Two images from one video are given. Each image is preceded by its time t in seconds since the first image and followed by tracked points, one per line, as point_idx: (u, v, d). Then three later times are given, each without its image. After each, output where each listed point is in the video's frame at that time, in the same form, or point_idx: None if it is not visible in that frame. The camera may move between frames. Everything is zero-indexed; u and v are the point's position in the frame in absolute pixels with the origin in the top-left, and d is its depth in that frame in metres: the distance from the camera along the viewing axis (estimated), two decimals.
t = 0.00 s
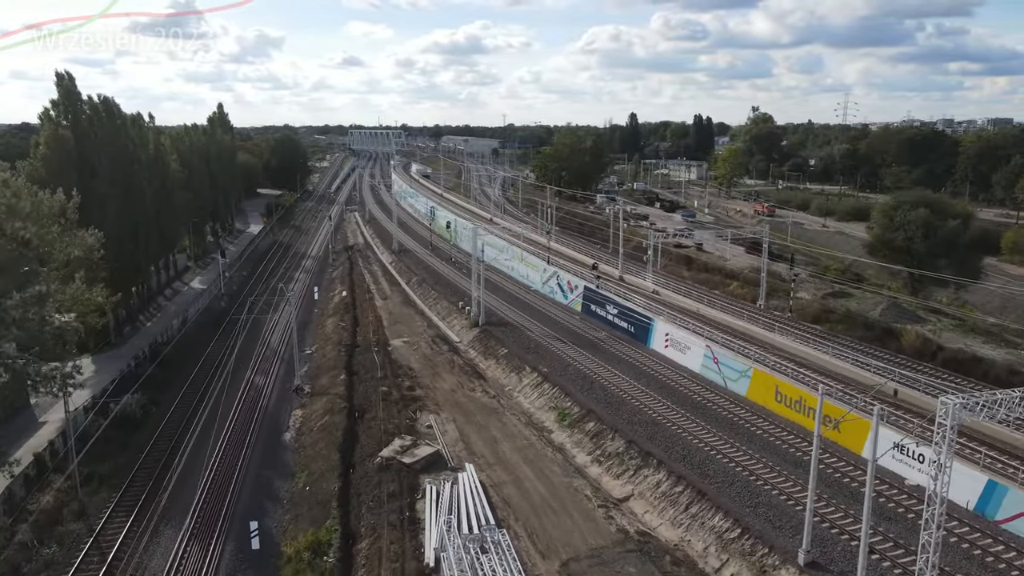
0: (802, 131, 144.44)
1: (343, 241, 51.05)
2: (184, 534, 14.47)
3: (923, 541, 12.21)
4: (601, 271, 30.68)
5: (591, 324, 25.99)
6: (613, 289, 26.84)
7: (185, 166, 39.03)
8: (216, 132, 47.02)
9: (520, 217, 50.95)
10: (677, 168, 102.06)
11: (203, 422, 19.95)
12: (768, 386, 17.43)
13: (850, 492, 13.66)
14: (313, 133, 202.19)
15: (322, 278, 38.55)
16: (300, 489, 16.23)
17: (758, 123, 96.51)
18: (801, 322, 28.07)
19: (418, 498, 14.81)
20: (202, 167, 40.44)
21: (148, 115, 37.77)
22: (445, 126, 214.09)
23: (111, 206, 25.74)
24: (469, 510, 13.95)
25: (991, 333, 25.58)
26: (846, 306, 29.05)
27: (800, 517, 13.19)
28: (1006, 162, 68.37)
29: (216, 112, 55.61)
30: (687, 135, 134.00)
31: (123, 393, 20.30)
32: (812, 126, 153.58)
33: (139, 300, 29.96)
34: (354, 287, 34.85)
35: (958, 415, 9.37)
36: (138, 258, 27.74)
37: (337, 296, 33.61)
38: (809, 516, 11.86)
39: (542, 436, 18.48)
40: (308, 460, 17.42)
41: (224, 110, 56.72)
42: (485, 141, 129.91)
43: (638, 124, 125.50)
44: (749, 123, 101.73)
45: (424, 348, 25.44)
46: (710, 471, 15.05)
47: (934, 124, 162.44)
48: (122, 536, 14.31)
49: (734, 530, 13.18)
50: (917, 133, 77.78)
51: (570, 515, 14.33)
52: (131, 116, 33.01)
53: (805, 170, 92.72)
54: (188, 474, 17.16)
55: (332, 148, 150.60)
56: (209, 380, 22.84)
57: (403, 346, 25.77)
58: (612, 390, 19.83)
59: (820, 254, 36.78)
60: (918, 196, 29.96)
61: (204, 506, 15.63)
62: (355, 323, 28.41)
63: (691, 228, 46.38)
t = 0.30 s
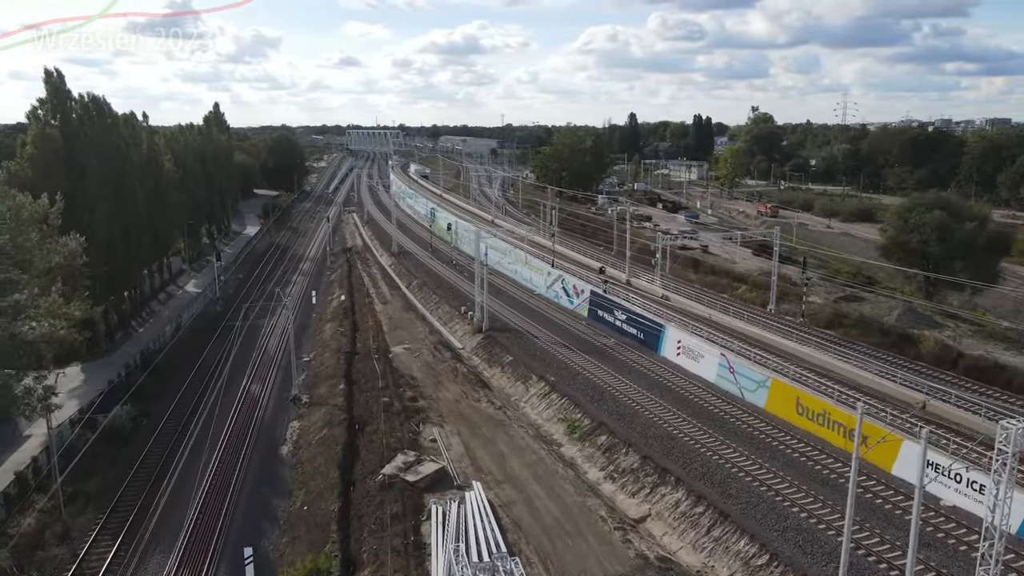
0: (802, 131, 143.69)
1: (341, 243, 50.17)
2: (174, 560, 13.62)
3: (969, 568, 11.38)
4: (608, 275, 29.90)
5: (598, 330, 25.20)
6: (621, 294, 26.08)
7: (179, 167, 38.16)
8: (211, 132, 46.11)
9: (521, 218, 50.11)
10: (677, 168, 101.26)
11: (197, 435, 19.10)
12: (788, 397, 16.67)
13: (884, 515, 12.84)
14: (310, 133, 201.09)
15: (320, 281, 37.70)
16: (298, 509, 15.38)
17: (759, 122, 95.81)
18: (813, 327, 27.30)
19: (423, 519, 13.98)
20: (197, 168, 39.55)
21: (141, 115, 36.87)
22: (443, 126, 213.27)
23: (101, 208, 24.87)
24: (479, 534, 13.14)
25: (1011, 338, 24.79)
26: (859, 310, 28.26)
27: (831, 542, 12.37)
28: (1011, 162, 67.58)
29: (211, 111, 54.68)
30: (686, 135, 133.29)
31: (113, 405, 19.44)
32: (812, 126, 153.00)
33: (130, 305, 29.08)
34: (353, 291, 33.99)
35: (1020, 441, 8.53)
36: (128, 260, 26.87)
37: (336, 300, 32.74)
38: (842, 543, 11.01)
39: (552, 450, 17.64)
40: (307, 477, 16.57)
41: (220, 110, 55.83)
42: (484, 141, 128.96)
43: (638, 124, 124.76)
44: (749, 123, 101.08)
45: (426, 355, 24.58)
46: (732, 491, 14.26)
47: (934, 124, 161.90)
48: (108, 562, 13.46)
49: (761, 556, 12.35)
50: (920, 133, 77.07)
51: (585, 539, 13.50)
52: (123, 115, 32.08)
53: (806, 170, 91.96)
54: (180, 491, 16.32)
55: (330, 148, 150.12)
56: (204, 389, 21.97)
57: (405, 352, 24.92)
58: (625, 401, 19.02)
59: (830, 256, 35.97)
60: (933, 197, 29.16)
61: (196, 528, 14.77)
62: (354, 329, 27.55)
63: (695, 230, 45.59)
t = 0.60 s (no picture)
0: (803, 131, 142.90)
1: (341, 244, 49.28)
2: None
3: None
4: (616, 278, 29.09)
5: (607, 336, 24.36)
6: (631, 299, 25.27)
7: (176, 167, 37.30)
8: (209, 131, 45.20)
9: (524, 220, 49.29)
10: (679, 168, 100.45)
11: (191, 449, 18.25)
12: (812, 408, 15.83)
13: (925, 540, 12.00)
14: (309, 133, 200.15)
15: (319, 285, 36.83)
16: (298, 531, 14.53)
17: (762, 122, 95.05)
18: (829, 332, 26.48)
19: (432, 543, 13.13)
20: (193, 168, 38.66)
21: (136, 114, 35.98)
22: (443, 127, 212.32)
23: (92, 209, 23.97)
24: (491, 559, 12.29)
25: None
26: (875, 315, 27.45)
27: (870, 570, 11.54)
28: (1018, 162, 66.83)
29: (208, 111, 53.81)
30: (687, 135, 132.55)
31: (103, 416, 18.58)
32: (814, 127, 152.05)
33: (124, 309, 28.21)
34: (353, 295, 33.12)
35: None
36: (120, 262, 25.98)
37: (336, 304, 31.87)
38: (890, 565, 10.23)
39: (564, 465, 16.78)
40: (307, 495, 15.72)
41: (218, 110, 54.93)
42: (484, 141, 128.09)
43: (639, 124, 123.96)
44: (751, 123, 100.30)
45: (430, 362, 23.72)
46: (758, 511, 13.41)
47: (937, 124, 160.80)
48: None
49: None
50: (925, 132, 76.38)
51: (604, 564, 12.64)
52: (117, 115, 31.18)
53: (810, 170, 91.17)
54: (172, 511, 15.47)
55: (328, 148, 149.10)
56: (200, 399, 21.11)
57: (408, 359, 24.06)
58: (639, 412, 18.15)
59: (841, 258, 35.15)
60: (950, 198, 28.34)
61: (189, 551, 13.92)
62: (355, 334, 26.68)
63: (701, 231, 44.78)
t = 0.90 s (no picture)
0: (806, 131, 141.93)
1: (342, 247, 48.42)
2: None
3: None
4: (627, 281, 28.27)
5: (619, 342, 23.52)
6: (643, 304, 24.46)
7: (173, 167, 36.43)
8: (208, 131, 44.37)
9: (529, 221, 48.48)
10: (682, 168, 99.63)
11: (187, 464, 17.40)
12: (842, 423, 15.02)
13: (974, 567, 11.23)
14: (308, 133, 199.23)
15: (320, 288, 35.99)
16: (300, 555, 13.70)
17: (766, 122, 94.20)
18: (847, 338, 25.68)
19: (444, 570, 12.28)
20: (192, 169, 37.82)
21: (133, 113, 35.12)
22: (443, 127, 211.48)
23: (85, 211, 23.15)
24: None
25: None
26: (895, 320, 26.63)
27: None
28: None
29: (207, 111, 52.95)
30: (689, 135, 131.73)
31: (96, 429, 17.73)
32: (815, 127, 151.13)
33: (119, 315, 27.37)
34: (355, 299, 32.27)
35: None
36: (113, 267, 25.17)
37: (337, 309, 31.02)
38: None
39: (581, 482, 15.93)
40: (310, 515, 14.88)
41: (216, 109, 54.06)
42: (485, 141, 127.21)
43: (641, 124, 123.11)
44: (755, 123, 99.53)
45: (436, 370, 22.85)
46: (792, 536, 12.56)
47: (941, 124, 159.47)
48: None
49: None
50: (932, 133, 75.52)
51: None
52: (112, 114, 30.36)
53: (814, 170, 90.33)
54: (166, 533, 14.64)
55: (328, 149, 148.22)
56: (197, 410, 20.24)
57: (414, 367, 23.23)
58: (657, 425, 17.32)
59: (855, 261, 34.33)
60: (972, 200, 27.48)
61: None
62: (357, 341, 25.83)
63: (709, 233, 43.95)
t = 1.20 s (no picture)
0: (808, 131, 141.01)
1: (343, 248, 47.55)
2: None
3: None
4: (638, 285, 27.44)
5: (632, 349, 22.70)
6: (657, 310, 23.64)
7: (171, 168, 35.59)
8: (206, 132, 43.53)
9: (533, 223, 47.65)
10: (685, 168, 98.78)
11: (184, 480, 16.52)
12: (876, 438, 14.19)
13: None
14: (308, 133, 198.23)
15: (321, 292, 35.14)
16: None
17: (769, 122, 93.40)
18: (867, 344, 24.87)
19: None
20: (190, 169, 36.96)
21: (129, 112, 34.30)
22: (443, 126, 210.54)
23: (78, 214, 22.28)
24: None
25: None
26: (916, 325, 25.79)
27: None
28: None
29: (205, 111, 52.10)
30: (691, 134, 130.88)
31: (87, 443, 16.86)
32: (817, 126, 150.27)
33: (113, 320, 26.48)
34: (358, 302, 31.41)
35: None
36: (107, 271, 24.30)
37: (339, 313, 30.16)
38: None
39: (599, 501, 15.05)
40: (314, 537, 14.03)
41: (215, 109, 53.19)
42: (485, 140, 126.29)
43: (642, 124, 122.28)
44: (758, 123, 98.75)
45: (443, 379, 21.97)
46: (832, 564, 11.69)
47: (945, 124, 158.17)
48: None
49: None
50: (938, 133, 74.67)
51: None
52: (107, 113, 29.49)
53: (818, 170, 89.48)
54: (160, 556, 13.76)
55: (327, 149, 147.27)
56: (194, 421, 19.34)
57: (419, 375, 22.37)
58: (676, 438, 16.49)
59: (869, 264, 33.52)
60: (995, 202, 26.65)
61: None
62: (360, 347, 24.97)
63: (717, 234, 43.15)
